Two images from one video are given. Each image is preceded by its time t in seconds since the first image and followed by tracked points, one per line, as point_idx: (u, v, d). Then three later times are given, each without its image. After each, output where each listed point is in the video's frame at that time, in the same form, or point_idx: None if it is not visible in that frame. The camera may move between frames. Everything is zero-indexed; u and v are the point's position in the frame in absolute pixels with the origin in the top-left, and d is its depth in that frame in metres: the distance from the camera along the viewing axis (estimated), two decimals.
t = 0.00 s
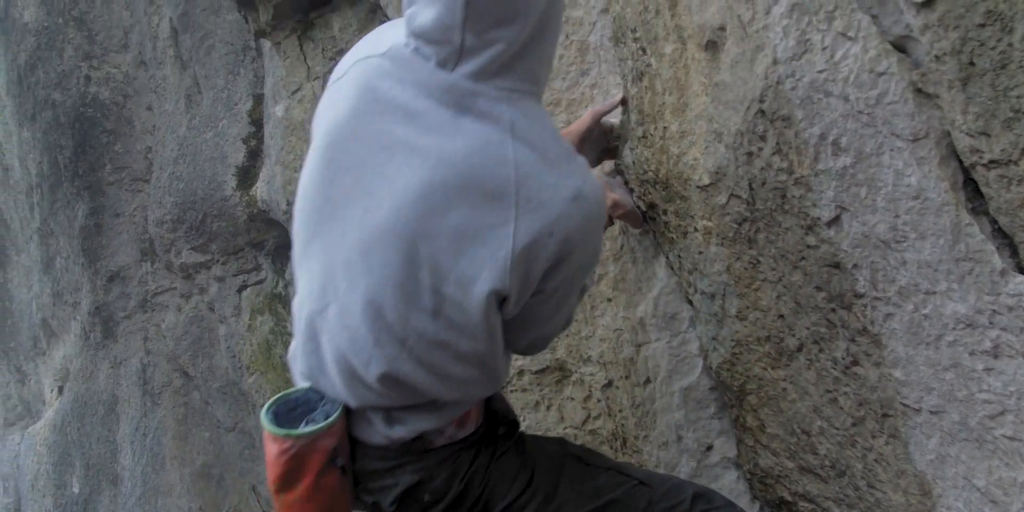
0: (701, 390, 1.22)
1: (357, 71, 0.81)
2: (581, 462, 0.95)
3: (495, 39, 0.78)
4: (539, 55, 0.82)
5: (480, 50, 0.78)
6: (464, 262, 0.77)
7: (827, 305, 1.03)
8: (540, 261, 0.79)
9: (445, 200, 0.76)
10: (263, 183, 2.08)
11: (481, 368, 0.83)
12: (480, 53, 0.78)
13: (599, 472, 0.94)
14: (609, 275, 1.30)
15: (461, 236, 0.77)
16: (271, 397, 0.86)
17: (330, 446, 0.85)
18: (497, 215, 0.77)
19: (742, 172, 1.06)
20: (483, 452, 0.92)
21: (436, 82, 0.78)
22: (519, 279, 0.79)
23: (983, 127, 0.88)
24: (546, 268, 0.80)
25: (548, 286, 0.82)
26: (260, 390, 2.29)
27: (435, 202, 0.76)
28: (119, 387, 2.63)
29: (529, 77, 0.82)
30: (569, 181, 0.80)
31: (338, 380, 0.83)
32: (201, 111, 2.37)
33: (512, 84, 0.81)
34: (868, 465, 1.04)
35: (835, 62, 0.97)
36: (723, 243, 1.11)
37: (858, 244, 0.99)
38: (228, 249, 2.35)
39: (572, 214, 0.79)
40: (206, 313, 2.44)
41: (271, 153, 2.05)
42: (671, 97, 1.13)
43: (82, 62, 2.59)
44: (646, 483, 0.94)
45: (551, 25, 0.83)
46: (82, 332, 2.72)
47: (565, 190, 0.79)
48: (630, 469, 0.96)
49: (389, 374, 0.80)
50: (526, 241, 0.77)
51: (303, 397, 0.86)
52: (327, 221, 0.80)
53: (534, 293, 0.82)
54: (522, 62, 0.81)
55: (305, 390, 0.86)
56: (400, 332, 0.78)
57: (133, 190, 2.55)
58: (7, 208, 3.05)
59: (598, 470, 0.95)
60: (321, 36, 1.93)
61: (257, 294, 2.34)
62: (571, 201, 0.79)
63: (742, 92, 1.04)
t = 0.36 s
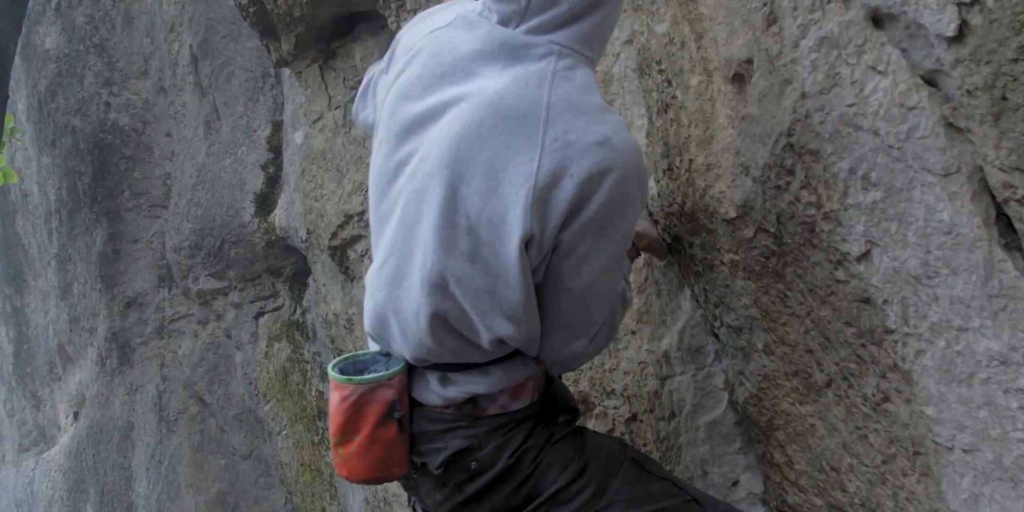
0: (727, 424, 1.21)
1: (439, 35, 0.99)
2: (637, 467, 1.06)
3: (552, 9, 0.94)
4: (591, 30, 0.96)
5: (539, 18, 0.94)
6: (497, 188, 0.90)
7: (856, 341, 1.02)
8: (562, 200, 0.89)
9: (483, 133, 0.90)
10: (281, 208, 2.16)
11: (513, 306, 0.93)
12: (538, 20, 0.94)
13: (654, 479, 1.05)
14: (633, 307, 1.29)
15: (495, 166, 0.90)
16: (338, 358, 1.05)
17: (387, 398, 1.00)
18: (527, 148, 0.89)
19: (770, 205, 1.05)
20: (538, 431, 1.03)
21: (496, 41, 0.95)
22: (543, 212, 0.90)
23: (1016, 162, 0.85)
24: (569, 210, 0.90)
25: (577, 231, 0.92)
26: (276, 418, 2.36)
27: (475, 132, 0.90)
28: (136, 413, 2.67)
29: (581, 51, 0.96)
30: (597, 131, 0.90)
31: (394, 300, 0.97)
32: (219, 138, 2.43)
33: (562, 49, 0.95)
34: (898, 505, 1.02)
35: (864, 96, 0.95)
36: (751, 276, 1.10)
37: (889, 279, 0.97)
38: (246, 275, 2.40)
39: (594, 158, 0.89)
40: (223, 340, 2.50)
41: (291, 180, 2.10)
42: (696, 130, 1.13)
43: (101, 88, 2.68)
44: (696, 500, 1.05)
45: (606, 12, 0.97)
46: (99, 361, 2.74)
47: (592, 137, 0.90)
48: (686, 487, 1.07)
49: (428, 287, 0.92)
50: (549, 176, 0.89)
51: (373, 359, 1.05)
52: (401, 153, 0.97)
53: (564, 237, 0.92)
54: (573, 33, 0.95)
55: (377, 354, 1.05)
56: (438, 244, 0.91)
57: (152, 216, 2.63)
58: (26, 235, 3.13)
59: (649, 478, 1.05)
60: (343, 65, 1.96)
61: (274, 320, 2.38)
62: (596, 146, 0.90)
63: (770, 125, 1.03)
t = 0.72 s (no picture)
0: (751, 460, 1.20)
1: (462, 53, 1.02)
2: (658, 496, 1.06)
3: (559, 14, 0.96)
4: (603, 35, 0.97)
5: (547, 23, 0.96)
6: (504, 190, 0.90)
7: (884, 379, 0.99)
8: (563, 198, 0.88)
9: (491, 136, 0.91)
10: (297, 234, 2.21)
11: (523, 309, 0.92)
12: (546, 24, 0.96)
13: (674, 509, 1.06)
14: (655, 342, 1.27)
15: (502, 168, 0.90)
16: (362, 381, 1.07)
17: (407, 419, 1.01)
18: (530, 149, 0.89)
19: (795, 241, 1.04)
20: (556, 454, 1.02)
21: (508, 53, 0.96)
22: (547, 213, 0.88)
23: None
24: (572, 210, 0.88)
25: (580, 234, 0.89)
26: (291, 446, 2.38)
27: (481, 136, 0.91)
28: (148, 441, 2.74)
29: (595, 58, 0.97)
30: (601, 130, 0.89)
31: (412, 308, 0.98)
32: (235, 165, 2.50)
33: (573, 53, 0.96)
34: None
35: (892, 131, 0.94)
36: (776, 311, 1.09)
37: (918, 316, 0.94)
38: (261, 303, 2.45)
39: (595, 155, 0.87)
40: (236, 369, 2.58)
41: (308, 210, 2.14)
42: (720, 163, 1.12)
43: (117, 115, 2.83)
44: None
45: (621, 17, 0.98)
46: (111, 386, 2.84)
47: (596, 137, 0.89)
48: None
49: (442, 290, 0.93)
50: (551, 175, 0.88)
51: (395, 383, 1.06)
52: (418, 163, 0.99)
53: (565, 240, 0.89)
54: (583, 37, 0.96)
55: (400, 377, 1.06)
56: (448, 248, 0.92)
57: (165, 242, 2.76)
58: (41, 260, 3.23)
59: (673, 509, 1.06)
60: (361, 95, 1.98)
61: (289, 348, 2.44)
62: (597, 145, 0.88)
63: (796, 161, 1.03)
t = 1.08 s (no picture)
0: (771, 494, 1.18)
1: (456, 88, 1.03)
2: None
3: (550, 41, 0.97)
4: (594, 58, 0.97)
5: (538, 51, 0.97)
6: (498, 213, 0.89)
7: (908, 414, 0.98)
8: (556, 216, 0.87)
9: (484, 162, 0.91)
10: (308, 260, 2.23)
11: (523, 331, 0.90)
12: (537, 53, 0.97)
13: None
14: (673, 373, 1.26)
15: (495, 190, 0.89)
16: (361, 421, 1.03)
17: (405, 458, 0.99)
18: (523, 170, 0.89)
19: (817, 273, 1.03)
20: (556, 491, 1.03)
21: (502, 82, 0.97)
22: (542, 232, 0.88)
23: None
24: (567, 228, 0.87)
25: (576, 250, 0.88)
26: (300, 472, 2.38)
27: (475, 161, 0.91)
28: (156, 467, 2.80)
29: (587, 82, 0.98)
30: (592, 146, 0.88)
31: (410, 338, 0.97)
32: (246, 191, 2.57)
33: (565, 77, 0.96)
34: None
35: (915, 164, 0.92)
36: (797, 344, 1.08)
37: (942, 351, 0.92)
38: (272, 328, 2.50)
39: (586, 170, 0.87)
40: (246, 394, 2.61)
41: (320, 235, 2.16)
42: (740, 194, 1.12)
43: (128, 139, 2.91)
44: None
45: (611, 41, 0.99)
46: (120, 413, 2.90)
47: (588, 153, 0.88)
48: None
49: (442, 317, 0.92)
50: (543, 194, 0.87)
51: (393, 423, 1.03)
52: (415, 196, 0.99)
53: (561, 259, 0.88)
54: (574, 59, 0.97)
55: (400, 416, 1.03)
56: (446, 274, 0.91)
57: (176, 266, 2.83)
58: (51, 284, 3.37)
59: None
60: (374, 121, 1.99)
61: (300, 374, 2.46)
62: (588, 162, 0.87)
63: (817, 193, 1.02)
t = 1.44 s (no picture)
0: None
1: (451, 137, 1.03)
2: None
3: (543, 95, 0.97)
4: (589, 109, 0.97)
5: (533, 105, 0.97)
6: (499, 269, 0.88)
7: (927, 443, 0.96)
8: (558, 272, 0.86)
9: (483, 218, 0.90)
10: (317, 283, 2.31)
11: (527, 386, 0.90)
12: (531, 107, 0.97)
13: None
14: (687, 399, 1.25)
15: (496, 247, 0.89)
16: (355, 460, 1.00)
17: (406, 500, 0.96)
18: (523, 226, 0.88)
19: (834, 299, 1.02)
20: None
21: (499, 133, 0.96)
22: (544, 289, 0.87)
23: None
24: (568, 283, 0.87)
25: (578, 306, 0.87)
26: (308, 495, 2.42)
27: (475, 217, 0.90)
28: (162, 488, 2.92)
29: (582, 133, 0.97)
30: (591, 199, 0.88)
31: (411, 393, 0.96)
32: (253, 213, 2.72)
33: (562, 127, 0.96)
34: None
35: (935, 190, 0.91)
36: (814, 371, 1.07)
37: (962, 380, 0.90)
38: (279, 350, 2.61)
39: (586, 225, 0.86)
40: (252, 417, 2.72)
41: (329, 260, 2.24)
42: (756, 219, 1.11)
43: (136, 159, 3.11)
44: None
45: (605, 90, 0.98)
46: (126, 435, 3.03)
47: (587, 207, 0.87)
48: None
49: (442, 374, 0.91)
50: (544, 250, 0.86)
51: (388, 463, 1.00)
52: (413, 249, 0.98)
53: (565, 313, 0.87)
54: (569, 113, 0.97)
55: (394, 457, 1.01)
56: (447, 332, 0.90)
57: (183, 287, 3.00)
58: (55, 304, 3.53)
59: None
60: (384, 143, 2.05)
61: (307, 396, 2.56)
62: (588, 216, 0.87)
63: (835, 219, 1.01)
